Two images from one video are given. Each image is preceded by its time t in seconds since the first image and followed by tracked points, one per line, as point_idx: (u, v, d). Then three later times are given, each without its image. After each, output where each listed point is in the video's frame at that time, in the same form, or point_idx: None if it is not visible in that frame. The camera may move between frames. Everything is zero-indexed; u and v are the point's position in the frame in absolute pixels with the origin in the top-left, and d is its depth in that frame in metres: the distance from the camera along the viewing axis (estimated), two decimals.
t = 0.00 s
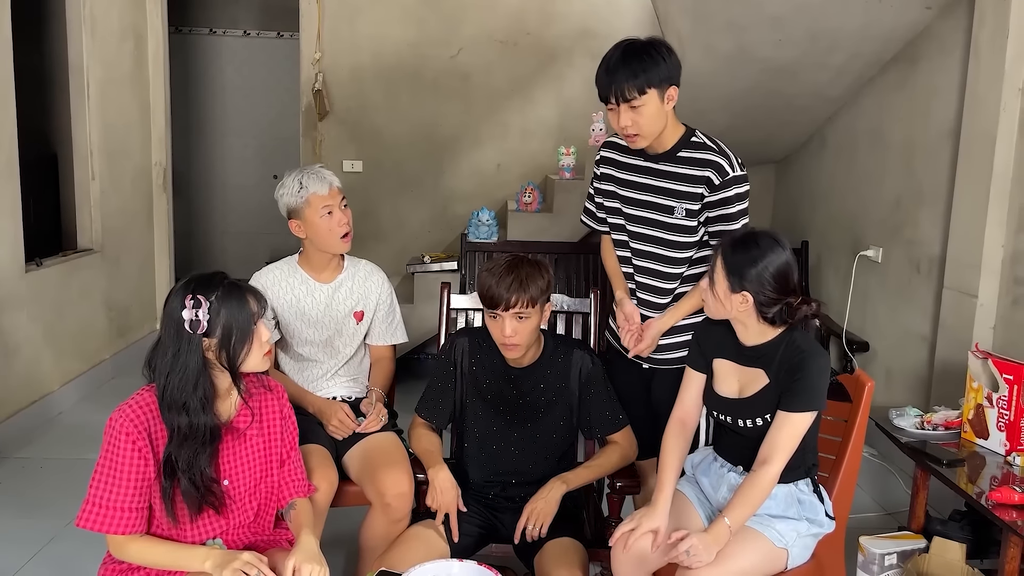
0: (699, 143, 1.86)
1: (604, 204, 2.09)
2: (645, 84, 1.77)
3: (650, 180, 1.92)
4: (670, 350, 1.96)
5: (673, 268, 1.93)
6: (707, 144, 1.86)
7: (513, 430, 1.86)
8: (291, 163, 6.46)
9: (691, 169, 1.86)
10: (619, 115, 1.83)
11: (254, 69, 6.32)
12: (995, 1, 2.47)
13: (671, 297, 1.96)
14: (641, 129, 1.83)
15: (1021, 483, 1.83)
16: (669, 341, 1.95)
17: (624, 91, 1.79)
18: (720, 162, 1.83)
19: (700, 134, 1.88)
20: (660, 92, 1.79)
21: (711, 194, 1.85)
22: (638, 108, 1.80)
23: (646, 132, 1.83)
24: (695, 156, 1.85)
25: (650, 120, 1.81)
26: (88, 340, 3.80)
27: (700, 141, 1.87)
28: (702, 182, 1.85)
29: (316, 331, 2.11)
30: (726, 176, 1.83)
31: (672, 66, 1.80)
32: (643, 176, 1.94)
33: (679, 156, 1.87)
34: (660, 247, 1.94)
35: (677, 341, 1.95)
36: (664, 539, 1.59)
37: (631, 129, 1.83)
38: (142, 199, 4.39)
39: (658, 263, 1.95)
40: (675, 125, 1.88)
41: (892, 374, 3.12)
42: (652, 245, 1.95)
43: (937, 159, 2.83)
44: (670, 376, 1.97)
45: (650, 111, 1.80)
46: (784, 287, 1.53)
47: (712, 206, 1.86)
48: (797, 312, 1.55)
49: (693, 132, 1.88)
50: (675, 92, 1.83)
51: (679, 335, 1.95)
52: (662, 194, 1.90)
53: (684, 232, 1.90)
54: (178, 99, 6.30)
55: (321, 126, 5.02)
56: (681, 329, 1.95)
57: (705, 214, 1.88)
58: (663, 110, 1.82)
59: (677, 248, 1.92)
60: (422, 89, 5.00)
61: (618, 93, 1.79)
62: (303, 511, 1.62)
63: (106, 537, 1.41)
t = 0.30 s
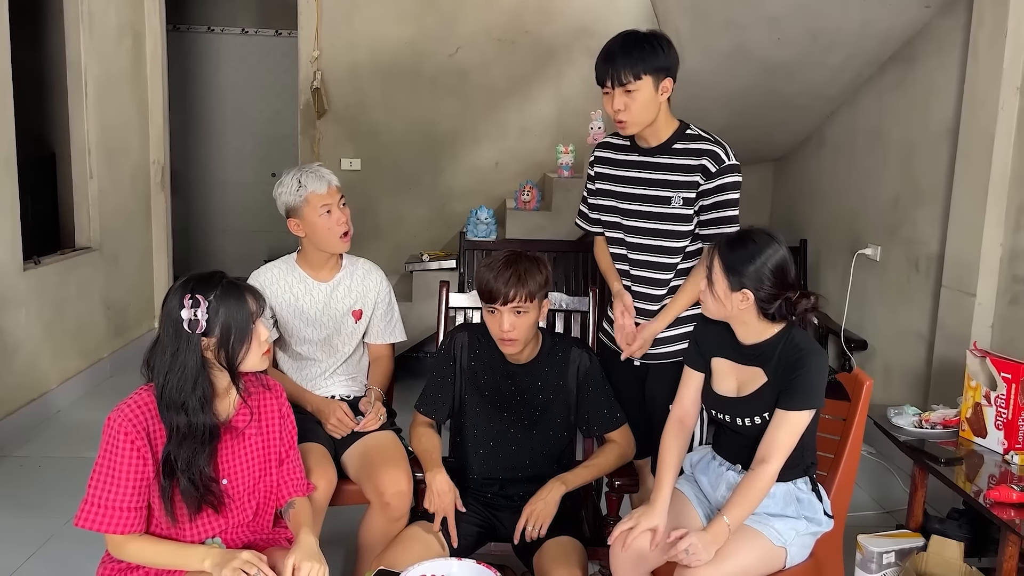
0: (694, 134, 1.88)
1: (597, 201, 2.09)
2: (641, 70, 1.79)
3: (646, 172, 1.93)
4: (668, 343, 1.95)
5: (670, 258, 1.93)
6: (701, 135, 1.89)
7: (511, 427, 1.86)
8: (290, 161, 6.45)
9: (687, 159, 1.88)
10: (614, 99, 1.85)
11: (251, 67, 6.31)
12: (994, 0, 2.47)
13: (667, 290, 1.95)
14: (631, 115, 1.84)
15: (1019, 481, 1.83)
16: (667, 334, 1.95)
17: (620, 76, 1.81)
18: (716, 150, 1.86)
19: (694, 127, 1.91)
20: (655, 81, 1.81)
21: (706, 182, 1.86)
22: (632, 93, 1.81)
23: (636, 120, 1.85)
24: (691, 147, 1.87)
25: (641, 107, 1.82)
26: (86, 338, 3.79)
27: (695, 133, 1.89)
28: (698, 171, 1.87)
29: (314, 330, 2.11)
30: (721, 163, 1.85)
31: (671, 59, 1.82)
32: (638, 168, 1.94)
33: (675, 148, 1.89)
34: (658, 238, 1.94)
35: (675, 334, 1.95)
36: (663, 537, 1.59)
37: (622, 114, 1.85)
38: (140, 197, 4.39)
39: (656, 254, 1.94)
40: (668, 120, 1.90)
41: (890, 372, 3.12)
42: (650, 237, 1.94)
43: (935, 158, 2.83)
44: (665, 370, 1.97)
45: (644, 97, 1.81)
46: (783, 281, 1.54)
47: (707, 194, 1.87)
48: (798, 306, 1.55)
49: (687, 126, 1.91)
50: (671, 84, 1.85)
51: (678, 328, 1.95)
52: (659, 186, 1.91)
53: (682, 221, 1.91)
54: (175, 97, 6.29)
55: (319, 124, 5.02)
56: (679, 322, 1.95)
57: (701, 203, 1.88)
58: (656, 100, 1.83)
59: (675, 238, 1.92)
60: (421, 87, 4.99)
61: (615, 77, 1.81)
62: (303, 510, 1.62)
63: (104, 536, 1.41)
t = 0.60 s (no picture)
0: (690, 128, 1.90)
1: (592, 200, 2.05)
2: (638, 62, 1.80)
3: (644, 167, 1.92)
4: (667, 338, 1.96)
5: (672, 251, 1.92)
6: (696, 129, 1.90)
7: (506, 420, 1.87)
8: (287, 159, 6.44)
9: (684, 153, 1.88)
10: (610, 91, 1.85)
11: (249, 64, 6.30)
12: None
13: (670, 284, 1.94)
14: (628, 107, 1.84)
15: (1016, 479, 1.84)
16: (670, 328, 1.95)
17: (616, 68, 1.82)
18: (713, 143, 1.87)
19: (688, 122, 1.92)
20: (650, 74, 1.82)
21: (706, 174, 1.87)
22: (628, 85, 1.81)
23: (633, 111, 1.84)
24: (687, 141, 1.88)
25: (637, 99, 1.82)
26: (84, 335, 3.79)
27: (690, 128, 1.91)
28: (695, 163, 1.87)
29: (313, 328, 2.11)
30: (719, 155, 1.86)
31: (665, 52, 1.83)
32: (636, 163, 1.93)
33: (671, 143, 1.89)
34: (661, 232, 1.92)
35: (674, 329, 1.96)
36: (661, 535, 1.59)
37: (619, 106, 1.85)
38: (138, 195, 4.38)
39: (657, 248, 1.93)
40: (664, 116, 1.91)
41: (887, 370, 3.13)
42: (652, 231, 1.93)
43: (933, 155, 2.83)
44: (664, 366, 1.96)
45: (639, 90, 1.82)
46: (781, 276, 1.54)
47: (707, 185, 1.86)
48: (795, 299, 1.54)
49: (681, 122, 1.92)
50: (666, 78, 1.86)
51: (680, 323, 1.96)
52: (656, 180, 1.91)
53: (683, 214, 1.90)
54: (173, 94, 6.27)
55: (317, 122, 5.01)
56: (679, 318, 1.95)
57: (701, 195, 1.88)
58: (652, 93, 1.84)
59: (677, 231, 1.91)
60: (419, 84, 4.99)
61: (611, 69, 1.83)
62: (301, 507, 1.62)
63: (103, 534, 1.41)
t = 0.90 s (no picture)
0: (686, 121, 1.89)
1: (590, 195, 2.04)
2: (629, 58, 1.81)
3: (643, 160, 1.92)
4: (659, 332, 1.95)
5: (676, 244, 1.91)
6: (692, 122, 1.90)
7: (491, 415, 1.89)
8: (284, 155, 6.42)
9: (683, 145, 1.88)
10: (604, 88, 1.87)
11: (246, 60, 6.28)
12: None
13: (672, 276, 1.93)
14: (623, 103, 1.84)
15: (1012, 474, 1.84)
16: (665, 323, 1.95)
17: (608, 65, 1.83)
18: (712, 134, 1.87)
19: (683, 115, 1.92)
20: (643, 68, 1.83)
21: (710, 165, 1.87)
22: (621, 80, 1.82)
23: (629, 107, 1.85)
24: (685, 133, 1.88)
25: (632, 94, 1.83)
26: (80, 332, 3.78)
27: (686, 120, 1.90)
28: (697, 155, 1.87)
29: (309, 324, 2.10)
30: (721, 146, 1.87)
31: (656, 45, 1.84)
32: (635, 157, 1.93)
33: (668, 135, 1.89)
34: (664, 225, 1.91)
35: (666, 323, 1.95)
36: (657, 531, 1.59)
37: (613, 102, 1.85)
38: (133, 191, 4.37)
39: (659, 241, 1.92)
40: (660, 110, 1.91)
41: (884, 366, 3.13)
42: (654, 224, 1.92)
43: (930, 152, 2.83)
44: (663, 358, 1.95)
45: (633, 84, 1.82)
46: (777, 266, 1.56)
47: (714, 176, 1.88)
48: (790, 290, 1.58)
49: (677, 115, 1.92)
50: (660, 72, 1.87)
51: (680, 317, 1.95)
52: (657, 173, 1.90)
53: (687, 206, 1.90)
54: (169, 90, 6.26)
55: (313, 118, 5.00)
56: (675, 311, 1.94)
57: (708, 186, 1.89)
58: (646, 87, 1.84)
59: (683, 223, 1.91)
60: (416, 80, 4.98)
61: (603, 66, 1.84)
62: (297, 504, 1.62)
63: (98, 530, 1.40)
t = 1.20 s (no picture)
0: (680, 116, 1.90)
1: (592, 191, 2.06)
2: (617, 65, 1.80)
3: (640, 157, 1.92)
4: (662, 324, 1.95)
5: (687, 232, 1.92)
6: (687, 116, 1.90)
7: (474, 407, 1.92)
8: (281, 152, 6.41)
9: (680, 140, 1.88)
10: (597, 99, 1.86)
11: (243, 57, 6.27)
12: None
13: (676, 267, 1.92)
14: (620, 110, 1.85)
15: (1010, 469, 1.84)
16: (668, 315, 1.95)
17: (597, 75, 1.82)
18: (710, 127, 1.88)
19: (678, 109, 1.92)
20: (633, 71, 1.82)
21: (717, 157, 1.89)
22: (614, 89, 1.82)
23: (625, 113, 1.86)
24: (680, 128, 1.88)
25: (628, 101, 1.84)
26: (77, 329, 3.77)
27: (681, 115, 1.90)
28: (701, 149, 1.87)
29: (307, 320, 2.10)
30: (723, 136, 1.88)
31: (640, 45, 1.83)
32: (633, 153, 1.94)
33: (663, 132, 1.89)
34: (659, 220, 1.92)
35: (670, 315, 1.95)
36: (656, 527, 1.59)
37: (610, 111, 1.86)
38: (130, 188, 4.36)
39: (663, 233, 1.92)
40: (654, 107, 1.91)
41: (882, 362, 3.13)
42: (654, 219, 1.92)
43: (927, 148, 2.83)
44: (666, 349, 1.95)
45: (626, 90, 1.82)
46: (771, 260, 1.55)
47: (725, 165, 1.90)
48: (788, 281, 1.63)
49: (671, 109, 1.92)
50: (648, 71, 1.87)
51: (680, 308, 1.95)
52: (657, 169, 1.90)
53: (688, 198, 1.91)
54: (166, 87, 6.25)
55: (311, 115, 4.99)
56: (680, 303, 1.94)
57: (721, 173, 1.92)
58: (638, 89, 1.85)
59: (684, 215, 1.91)
60: (413, 77, 4.97)
61: (592, 77, 1.82)
62: (294, 500, 1.61)
63: (96, 527, 1.40)
